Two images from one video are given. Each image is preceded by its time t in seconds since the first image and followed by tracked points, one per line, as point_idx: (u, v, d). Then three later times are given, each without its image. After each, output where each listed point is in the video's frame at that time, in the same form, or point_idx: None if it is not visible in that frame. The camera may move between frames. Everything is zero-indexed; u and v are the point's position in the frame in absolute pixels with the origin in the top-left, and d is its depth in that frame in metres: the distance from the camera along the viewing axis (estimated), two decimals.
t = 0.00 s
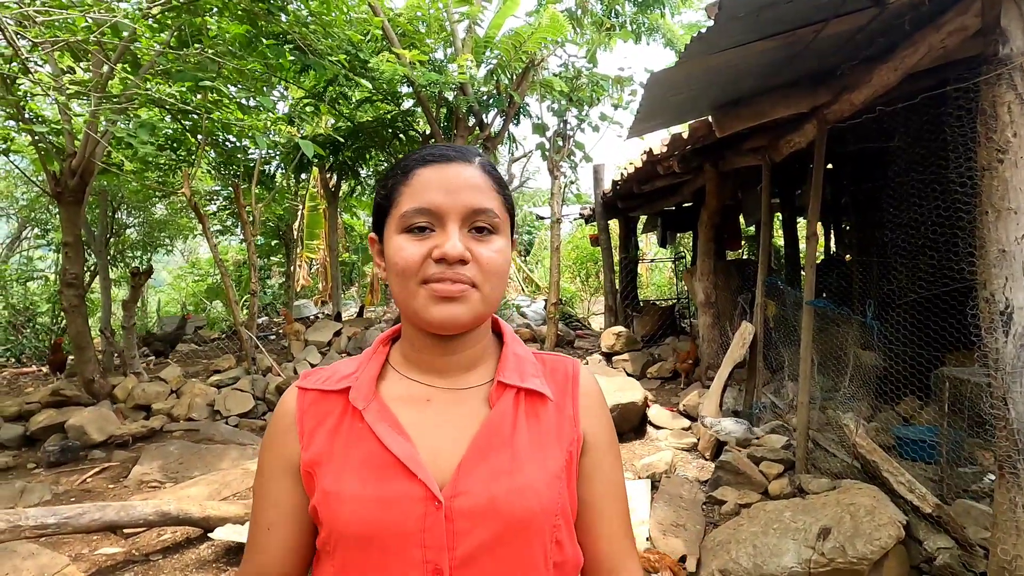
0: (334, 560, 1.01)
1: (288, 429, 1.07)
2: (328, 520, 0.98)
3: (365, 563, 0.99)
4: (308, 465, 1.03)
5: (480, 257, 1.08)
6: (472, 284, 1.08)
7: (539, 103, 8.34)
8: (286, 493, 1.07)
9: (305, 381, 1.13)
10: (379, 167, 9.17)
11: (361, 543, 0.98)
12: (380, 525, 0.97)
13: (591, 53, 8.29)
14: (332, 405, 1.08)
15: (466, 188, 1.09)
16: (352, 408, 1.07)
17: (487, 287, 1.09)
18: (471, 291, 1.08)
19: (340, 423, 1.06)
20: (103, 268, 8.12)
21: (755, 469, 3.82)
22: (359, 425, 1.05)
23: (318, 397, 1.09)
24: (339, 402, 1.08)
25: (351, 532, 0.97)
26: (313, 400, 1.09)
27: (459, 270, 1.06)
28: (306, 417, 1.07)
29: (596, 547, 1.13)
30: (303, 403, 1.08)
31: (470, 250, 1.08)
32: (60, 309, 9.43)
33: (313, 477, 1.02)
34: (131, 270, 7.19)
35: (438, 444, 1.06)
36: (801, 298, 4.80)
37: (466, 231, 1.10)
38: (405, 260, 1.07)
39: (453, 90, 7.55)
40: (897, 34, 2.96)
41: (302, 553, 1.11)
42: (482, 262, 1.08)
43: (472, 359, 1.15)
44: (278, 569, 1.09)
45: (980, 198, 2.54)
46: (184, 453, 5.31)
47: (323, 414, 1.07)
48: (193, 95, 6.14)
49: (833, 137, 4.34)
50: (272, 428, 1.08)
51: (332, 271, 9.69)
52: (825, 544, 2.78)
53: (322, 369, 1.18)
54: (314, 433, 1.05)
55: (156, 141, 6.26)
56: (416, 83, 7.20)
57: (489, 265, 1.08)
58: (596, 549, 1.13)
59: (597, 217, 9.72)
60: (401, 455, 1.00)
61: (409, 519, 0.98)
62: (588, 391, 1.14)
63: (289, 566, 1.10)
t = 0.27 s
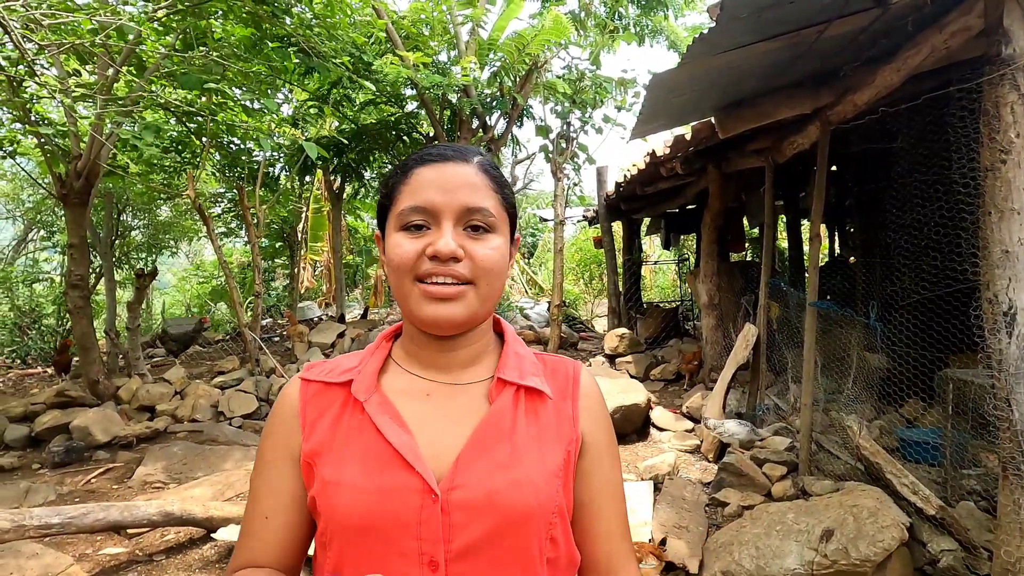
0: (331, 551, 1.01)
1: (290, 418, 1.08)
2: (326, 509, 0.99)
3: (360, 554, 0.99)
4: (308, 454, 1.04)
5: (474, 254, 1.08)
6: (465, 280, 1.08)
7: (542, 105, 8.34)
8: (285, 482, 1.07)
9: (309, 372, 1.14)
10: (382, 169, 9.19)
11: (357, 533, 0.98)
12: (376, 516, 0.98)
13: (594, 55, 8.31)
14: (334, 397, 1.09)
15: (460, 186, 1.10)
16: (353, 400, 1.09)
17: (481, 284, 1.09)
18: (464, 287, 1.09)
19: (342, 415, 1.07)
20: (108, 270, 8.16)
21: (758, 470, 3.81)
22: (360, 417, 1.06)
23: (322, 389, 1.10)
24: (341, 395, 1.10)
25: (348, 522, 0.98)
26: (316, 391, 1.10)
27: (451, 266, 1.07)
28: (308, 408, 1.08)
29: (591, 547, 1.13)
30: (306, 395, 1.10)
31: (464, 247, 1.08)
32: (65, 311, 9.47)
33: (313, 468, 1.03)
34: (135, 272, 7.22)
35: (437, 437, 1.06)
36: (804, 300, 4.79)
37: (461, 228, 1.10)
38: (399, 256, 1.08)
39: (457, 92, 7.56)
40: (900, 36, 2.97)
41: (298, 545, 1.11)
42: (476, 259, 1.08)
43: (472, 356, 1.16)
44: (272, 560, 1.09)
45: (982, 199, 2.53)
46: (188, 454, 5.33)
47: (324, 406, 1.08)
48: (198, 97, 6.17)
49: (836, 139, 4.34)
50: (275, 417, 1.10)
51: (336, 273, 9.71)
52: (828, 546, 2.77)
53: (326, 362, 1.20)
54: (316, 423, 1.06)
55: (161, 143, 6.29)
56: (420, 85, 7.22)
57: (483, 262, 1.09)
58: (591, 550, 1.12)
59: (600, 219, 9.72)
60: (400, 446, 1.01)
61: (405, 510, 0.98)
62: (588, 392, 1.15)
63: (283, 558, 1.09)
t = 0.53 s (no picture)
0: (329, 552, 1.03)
1: (294, 418, 1.09)
2: (326, 510, 1.02)
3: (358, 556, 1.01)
4: (308, 456, 1.06)
5: (470, 253, 1.09)
6: (460, 278, 1.08)
7: (545, 108, 8.35)
8: (286, 481, 1.09)
9: (314, 372, 1.16)
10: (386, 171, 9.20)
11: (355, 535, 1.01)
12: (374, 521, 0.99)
13: (597, 58, 8.33)
14: (337, 400, 1.10)
15: (458, 186, 1.12)
16: (355, 403, 1.10)
17: (476, 283, 1.10)
18: (460, 286, 1.09)
19: (344, 418, 1.09)
20: (113, 272, 8.20)
21: (762, 473, 3.82)
22: (362, 421, 1.07)
23: (325, 390, 1.11)
24: (344, 397, 1.11)
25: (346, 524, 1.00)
26: (320, 392, 1.12)
27: (446, 264, 1.08)
28: (312, 409, 1.10)
29: (587, 549, 1.16)
30: (311, 395, 1.11)
31: (460, 245, 1.09)
32: (71, 313, 9.52)
33: (315, 469, 1.05)
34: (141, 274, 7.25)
35: (436, 444, 1.07)
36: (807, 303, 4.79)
37: (458, 227, 1.11)
38: (395, 255, 1.09)
39: (461, 95, 7.58)
40: (902, 40, 2.98)
41: (302, 542, 1.13)
42: (472, 257, 1.09)
43: (473, 360, 1.17)
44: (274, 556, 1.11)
45: (985, 202, 2.53)
46: (192, 455, 5.36)
47: (327, 408, 1.10)
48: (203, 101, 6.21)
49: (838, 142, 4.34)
50: (279, 416, 1.11)
51: (340, 276, 9.74)
52: (830, 549, 2.78)
53: (332, 362, 1.22)
54: (319, 424, 1.08)
55: (166, 146, 6.32)
56: (424, 89, 7.25)
57: (478, 260, 1.09)
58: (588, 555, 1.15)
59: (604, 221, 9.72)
60: (400, 453, 1.02)
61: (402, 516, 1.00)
62: (590, 402, 1.15)
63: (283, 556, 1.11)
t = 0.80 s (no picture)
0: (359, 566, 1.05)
1: (303, 437, 1.11)
2: (351, 528, 1.03)
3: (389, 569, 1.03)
4: (327, 473, 1.07)
5: (485, 252, 1.14)
6: (471, 276, 1.11)
7: (548, 111, 8.36)
8: (304, 499, 1.11)
9: (316, 388, 1.16)
10: (389, 174, 9.22)
11: (386, 550, 1.02)
12: (404, 533, 1.01)
13: (600, 61, 8.33)
14: (347, 414, 1.12)
15: (477, 187, 1.19)
16: (366, 417, 1.12)
17: (491, 280, 1.13)
18: (467, 284, 1.10)
19: (357, 432, 1.10)
20: (118, 274, 8.24)
21: (762, 475, 3.82)
22: (375, 435, 1.09)
23: (331, 405, 1.13)
24: (353, 411, 1.13)
25: (376, 541, 1.01)
26: (326, 408, 1.13)
27: (461, 258, 1.11)
28: (322, 426, 1.11)
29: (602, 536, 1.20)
30: (316, 412, 1.13)
31: (474, 242, 1.13)
32: (75, 315, 9.57)
33: (332, 487, 1.07)
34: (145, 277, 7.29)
35: (455, 451, 1.11)
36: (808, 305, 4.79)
37: (473, 226, 1.17)
38: (412, 250, 1.13)
39: (463, 98, 7.59)
40: (901, 44, 2.99)
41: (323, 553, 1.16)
42: (486, 255, 1.13)
43: (481, 363, 1.21)
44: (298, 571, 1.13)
45: (984, 205, 2.54)
46: (196, 457, 5.38)
47: (339, 423, 1.11)
48: (207, 104, 6.24)
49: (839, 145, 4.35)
50: (286, 438, 1.12)
51: (343, 278, 9.76)
52: (830, 551, 2.78)
53: (334, 375, 1.22)
54: (330, 442, 1.09)
55: (170, 149, 6.36)
56: (427, 91, 7.27)
57: (490, 257, 1.13)
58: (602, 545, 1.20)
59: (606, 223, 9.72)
60: (420, 463, 1.05)
61: (432, 527, 1.02)
62: (594, 390, 1.21)
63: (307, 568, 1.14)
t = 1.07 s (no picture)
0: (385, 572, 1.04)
1: (329, 439, 1.10)
2: (378, 533, 1.01)
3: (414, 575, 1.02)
4: (353, 477, 1.06)
5: (498, 250, 1.12)
6: (486, 274, 1.11)
7: (548, 111, 8.39)
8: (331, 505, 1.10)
9: (340, 390, 1.15)
10: (390, 174, 9.23)
11: (411, 557, 1.00)
12: (430, 539, 1.00)
13: (600, 61, 8.35)
14: (373, 417, 1.11)
15: (487, 183, 1.16)
16: (392, 420, 1.10)
17: (505, 277, 1.12)
18: (486, 282, 1.11)
19: (383, 436, 1.09)
20: (120, 274, 8.28)
21: (761, 474, 3.84)
22: (401, 438, 1.08)
23: (357, 408, 1.11)
24: (379, 414, 1.12)
25: (403, 547, 1.00)
26: (351, 409, 1.12)
27: (473, 259, 1.10)
28: (347, 429, 1.10)
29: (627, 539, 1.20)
30: (342, 413, 1.11)
31: (486, 240, 1.12)
32: (77, 314, 9.61)
33: (358, 491, 1.05)
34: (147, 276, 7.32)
35: (480, 457, 1.10)
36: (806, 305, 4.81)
37: (484, 223, 1.14)
38: (425, 253, 1.13)
39: (464, 98, 7.62)
40: (899, 46, 3.01)
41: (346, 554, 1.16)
42: (500, 253, 1.12)
43: (505, 365, 1.20)
44: None
45: (980, 206, 2.56)
46: (198, 455, 5.42)
47: (363, 428, 1.10)
48: (209, 105, 6.29)
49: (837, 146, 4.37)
50: (312, 440, 1.10)
51: (344, 277, 9.79)
52: (827, 549, 2.80)
53: (359, 376, 1.20)
54: (356, 446, 1.08)
55: (172, 149, 6.40)
56: (428, 92, 7.31)
57: (505, 256, 1.12)
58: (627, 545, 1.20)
59: (607, 223, 9.74)
60: (446, 468, 1.04)
61: (458, 534, 1.01)
62: (620, 394, 1.20)
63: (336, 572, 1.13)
